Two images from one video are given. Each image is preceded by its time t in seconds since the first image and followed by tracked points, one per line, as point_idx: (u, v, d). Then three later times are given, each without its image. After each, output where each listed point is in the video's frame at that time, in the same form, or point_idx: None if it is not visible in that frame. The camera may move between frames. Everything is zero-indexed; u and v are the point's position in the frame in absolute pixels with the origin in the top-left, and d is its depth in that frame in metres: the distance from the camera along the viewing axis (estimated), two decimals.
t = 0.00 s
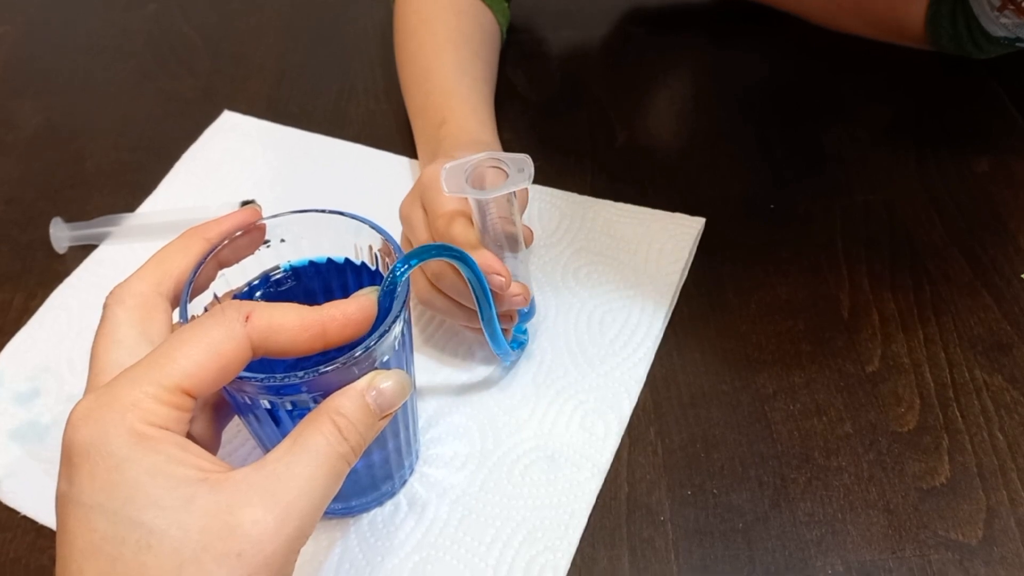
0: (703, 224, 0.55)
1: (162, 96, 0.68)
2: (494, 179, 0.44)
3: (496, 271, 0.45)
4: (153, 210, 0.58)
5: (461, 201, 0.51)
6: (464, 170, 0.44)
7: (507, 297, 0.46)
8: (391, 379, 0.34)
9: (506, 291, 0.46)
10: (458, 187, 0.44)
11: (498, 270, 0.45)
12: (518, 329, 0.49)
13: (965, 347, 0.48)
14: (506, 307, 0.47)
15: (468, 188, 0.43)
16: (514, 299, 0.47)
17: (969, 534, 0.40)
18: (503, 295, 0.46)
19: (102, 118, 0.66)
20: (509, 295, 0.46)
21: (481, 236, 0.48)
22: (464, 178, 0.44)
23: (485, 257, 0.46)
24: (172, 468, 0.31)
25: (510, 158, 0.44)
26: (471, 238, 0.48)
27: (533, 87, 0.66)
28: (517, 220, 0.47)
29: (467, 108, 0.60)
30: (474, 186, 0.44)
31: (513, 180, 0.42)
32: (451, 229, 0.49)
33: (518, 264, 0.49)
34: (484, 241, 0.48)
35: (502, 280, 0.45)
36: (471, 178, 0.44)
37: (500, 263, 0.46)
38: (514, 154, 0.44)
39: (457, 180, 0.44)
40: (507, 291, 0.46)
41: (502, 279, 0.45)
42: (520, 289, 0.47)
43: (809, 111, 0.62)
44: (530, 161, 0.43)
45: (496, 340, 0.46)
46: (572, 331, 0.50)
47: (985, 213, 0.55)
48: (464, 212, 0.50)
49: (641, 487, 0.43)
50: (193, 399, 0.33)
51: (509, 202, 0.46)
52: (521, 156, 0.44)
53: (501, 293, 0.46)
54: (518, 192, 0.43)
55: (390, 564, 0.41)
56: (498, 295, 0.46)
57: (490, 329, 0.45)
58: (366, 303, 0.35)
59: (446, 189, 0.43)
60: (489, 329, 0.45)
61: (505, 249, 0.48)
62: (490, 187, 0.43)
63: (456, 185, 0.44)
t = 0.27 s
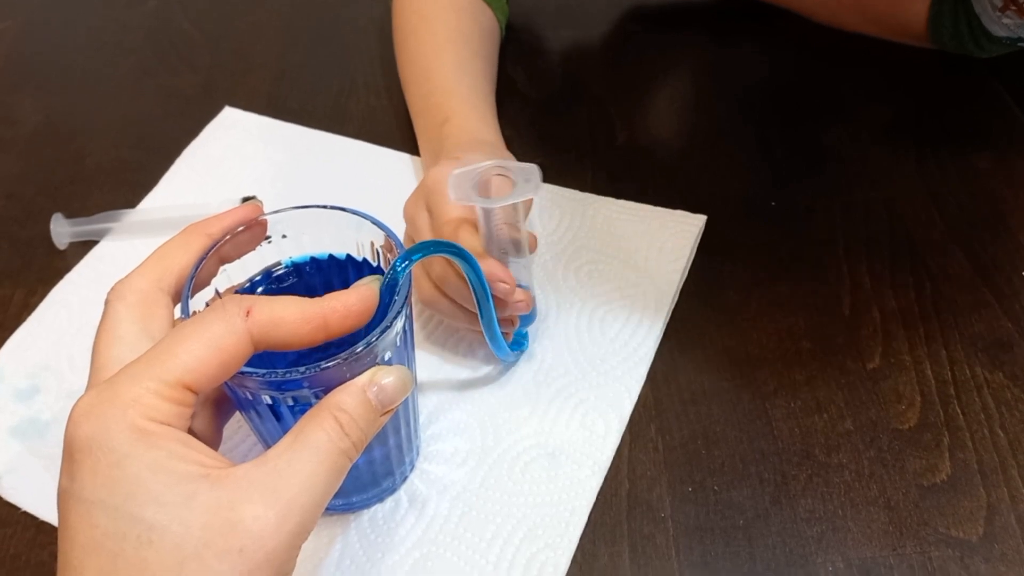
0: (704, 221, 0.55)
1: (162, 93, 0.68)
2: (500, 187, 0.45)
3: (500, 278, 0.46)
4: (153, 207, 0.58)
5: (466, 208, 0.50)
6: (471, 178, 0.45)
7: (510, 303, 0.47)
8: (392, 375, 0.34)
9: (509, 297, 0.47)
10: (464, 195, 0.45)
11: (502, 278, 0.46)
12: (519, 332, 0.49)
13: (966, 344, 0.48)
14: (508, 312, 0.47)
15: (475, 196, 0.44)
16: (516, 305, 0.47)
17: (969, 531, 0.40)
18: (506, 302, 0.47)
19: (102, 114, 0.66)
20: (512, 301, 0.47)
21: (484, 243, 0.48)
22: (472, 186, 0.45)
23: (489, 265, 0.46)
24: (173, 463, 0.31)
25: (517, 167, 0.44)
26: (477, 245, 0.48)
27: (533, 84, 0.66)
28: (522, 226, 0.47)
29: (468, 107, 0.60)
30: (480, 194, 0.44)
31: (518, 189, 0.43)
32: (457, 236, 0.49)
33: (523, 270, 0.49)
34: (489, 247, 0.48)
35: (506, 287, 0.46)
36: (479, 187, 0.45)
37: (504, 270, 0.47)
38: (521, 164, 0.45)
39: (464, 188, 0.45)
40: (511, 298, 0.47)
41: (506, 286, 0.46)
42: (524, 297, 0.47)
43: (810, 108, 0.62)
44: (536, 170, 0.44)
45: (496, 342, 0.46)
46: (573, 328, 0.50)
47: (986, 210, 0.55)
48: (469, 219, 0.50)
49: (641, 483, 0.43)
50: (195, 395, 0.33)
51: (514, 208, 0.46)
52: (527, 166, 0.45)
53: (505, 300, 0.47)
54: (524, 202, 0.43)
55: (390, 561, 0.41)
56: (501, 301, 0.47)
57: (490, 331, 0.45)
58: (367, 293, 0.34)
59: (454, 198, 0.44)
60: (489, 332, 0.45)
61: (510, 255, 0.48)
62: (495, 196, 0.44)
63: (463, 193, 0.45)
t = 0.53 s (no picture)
0: (706, 220, 0.55)
1: (161, 90, 0.67)
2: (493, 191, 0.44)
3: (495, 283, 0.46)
4: (152, 204, 0.58)
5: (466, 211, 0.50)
6: (460, 182, 0.45)
7: (506, 307, 0.47)
8: (393, 374, 0.34)
9: (504, 302, 0.46)
10: (453, 201, 0.44)
11: (496, 283, 0.46)
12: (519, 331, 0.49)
13: (970, 344, 0.47)
14: (505, 316, 0.47)
15: (466, 202, 0.44)
16: (512, 310, 0.47)
17: (974, 533, 0.40)
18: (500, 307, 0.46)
19: (101, 111, 0.66)
20: (508, 306, 0.47)
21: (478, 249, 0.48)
22: (461, 190, 0.44)
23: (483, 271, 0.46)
24: (171, 463, 0.31)
25: (508, 171, 0.44)
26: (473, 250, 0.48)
27: (533, 82, 0.66)
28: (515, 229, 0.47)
29: (469, 105, 0.60)
30: (472, 200, 0.44)
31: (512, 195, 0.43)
32: (458, 237, 0.49)
33: (521, 272, 0.49)
34: (484, 253, 0.48)
35: (501, 292, 0.46)
36: (468, 192, 0.44)
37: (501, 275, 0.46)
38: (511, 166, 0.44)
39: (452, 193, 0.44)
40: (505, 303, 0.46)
41: (501, 292, 0.46)
42: (519, 301, 0.47)
43: (813, 106, 0.62)
44: (527, 174, 0.44)
45: (497, 340, 0.45)
46: (574, 328, 0.50)
47: (989, 209, 0.54)
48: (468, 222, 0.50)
49: (643, 484, 0.43)
50: (193, 394, 0.32)
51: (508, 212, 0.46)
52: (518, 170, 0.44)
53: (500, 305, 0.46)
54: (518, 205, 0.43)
55: (390, 562, 0.41)
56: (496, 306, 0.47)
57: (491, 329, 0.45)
58: (368, 294, 0.34)
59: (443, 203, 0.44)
60: (489, 332, 0.45)
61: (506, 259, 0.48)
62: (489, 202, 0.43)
63: (452, 199, 0.44)
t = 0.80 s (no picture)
0: (706, 219, 0.55)
1: (161, 88, 0.67)
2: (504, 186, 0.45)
3: (505, 279, 0.45)
4: (152, 202, 0.58)
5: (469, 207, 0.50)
6: (473, 176, 0.45)
7: (513, 304, 0.47)
8: (393, 372, 0.34)
9: (513, 299, 0.46)
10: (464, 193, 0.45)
11: (506, 278, 0.45)
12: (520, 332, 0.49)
13: (969, 343, 0.47)
14: (511, 313, 0.47)
15: (478, 195, 0.44)
16: (520, 306, 0.47)
17: (973, 531, 0.40)
18: (509, 303, 0.46)
19: (101, 110, 0.66)
20: (516, 302, 0.46)
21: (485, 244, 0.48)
22: (472, 184, 0.45)
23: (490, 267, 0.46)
24: (171, 460, 0.31)
25: (520, 167, 0.44)
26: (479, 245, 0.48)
27: (534, 80, 0.66)
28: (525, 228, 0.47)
29: (470, 103, 0.60)
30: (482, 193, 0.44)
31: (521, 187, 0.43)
32: (462, 234, 0.49)
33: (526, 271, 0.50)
34: (492, 249, 0.48)
35: (511, 287, 0.46)
36: (480, 185, 0.45)
37: (508, 271, 0.46)
38: (524, 163, 0.45)
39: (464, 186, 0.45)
40: (513, 299, 0.46)
41: (511, 287, 0.46)
42: (526, 297, 0.47)
43: (813, 105, 0.62)
44: (539, 172, 0.44)
45: (499, 337, 0.45)
46: (574, 327, 0.50)
47: (989, 208, 0.54)
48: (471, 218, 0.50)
49: (643, 482, 0.43)
50: (193, 392, 0.32)
51: (518, 209, 0.46)
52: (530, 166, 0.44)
53: (508, 301, 0.46)
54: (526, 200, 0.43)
55: (390, 560, 0.41)
56: (503, 302, 0.46)
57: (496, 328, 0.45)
58: (368, 294, 0.34)
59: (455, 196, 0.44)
60: (490, 328, 0.45)
61: (512, 255, 0.49)
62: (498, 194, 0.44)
63: (464, 192, 0.45)
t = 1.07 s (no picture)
0: (705, 218, 0.55)
1: (160, 87, 0.67)
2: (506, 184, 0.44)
3: (507, 277, 0.45)
4: (151, 202, 0.58)
5: (471, 205, 0.50)
6: (480, 173, 0.44)
7: (515, 302, 0.46)
8: (392, 372, 0.34)
9: (515, 297, 0.46)
10: (469, 188, 0.44)
11: (509, 276, 0.45)
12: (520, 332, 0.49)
13: (968, 343, 0.47)
14: (513, 311, 0.47)
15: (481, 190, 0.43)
16: (522, 305, 0.46)
17: (972, 531, 0.40)
18: (510, 301, 0.46)
19: (99, 109, 0.66)
20: (517, 301, 0.46)
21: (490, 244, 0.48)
22: (477, 180, 0.44)
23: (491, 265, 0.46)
24: (169, 460, 0.31)
25: (526, 166, 0.43)
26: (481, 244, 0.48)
27: (532, 80, 0.66)
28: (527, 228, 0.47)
29: (469, 103, 0.60)
30: (487, 190, 0.44)
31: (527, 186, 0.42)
32: (462, 234, 0.49)
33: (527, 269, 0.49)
34: (494, 248, 0.48)
35: (514, 285, 0.46)
36: (484, 181, 0.44)
37: (511, 269, 0.46)
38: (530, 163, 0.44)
39: (470, 181, 0.44)
40: (514, 296, 0.46)
41: (514, 285, 0.45)
42: (529, 296, 0.47)
43: (812, 104, 0.62)
44: (544, 169, 0.43)
45: (498, 337, 0.45)
46: (573, 326, 0.50)
47: (988, 207, 0.54)
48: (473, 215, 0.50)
49: (641, 482, 0.43)
50: (192, 392, 0.32)
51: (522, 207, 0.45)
52: (535, 165, 0.44)
53: (510, 299, 0.46)
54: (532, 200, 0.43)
55: (388, 560, 0.41)
56: (505, 300, 0.46)
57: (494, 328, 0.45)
58: (367, 295, 0.34)
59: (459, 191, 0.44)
60: (489, 327, 0.45)
61: (515, 255, 0.48)
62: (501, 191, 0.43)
63: (468, 187, 0.44)
